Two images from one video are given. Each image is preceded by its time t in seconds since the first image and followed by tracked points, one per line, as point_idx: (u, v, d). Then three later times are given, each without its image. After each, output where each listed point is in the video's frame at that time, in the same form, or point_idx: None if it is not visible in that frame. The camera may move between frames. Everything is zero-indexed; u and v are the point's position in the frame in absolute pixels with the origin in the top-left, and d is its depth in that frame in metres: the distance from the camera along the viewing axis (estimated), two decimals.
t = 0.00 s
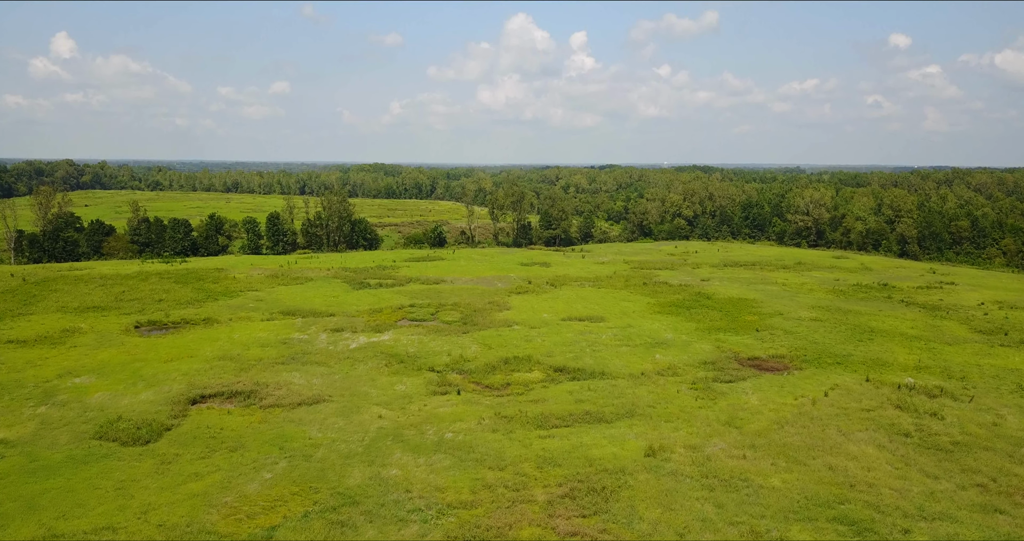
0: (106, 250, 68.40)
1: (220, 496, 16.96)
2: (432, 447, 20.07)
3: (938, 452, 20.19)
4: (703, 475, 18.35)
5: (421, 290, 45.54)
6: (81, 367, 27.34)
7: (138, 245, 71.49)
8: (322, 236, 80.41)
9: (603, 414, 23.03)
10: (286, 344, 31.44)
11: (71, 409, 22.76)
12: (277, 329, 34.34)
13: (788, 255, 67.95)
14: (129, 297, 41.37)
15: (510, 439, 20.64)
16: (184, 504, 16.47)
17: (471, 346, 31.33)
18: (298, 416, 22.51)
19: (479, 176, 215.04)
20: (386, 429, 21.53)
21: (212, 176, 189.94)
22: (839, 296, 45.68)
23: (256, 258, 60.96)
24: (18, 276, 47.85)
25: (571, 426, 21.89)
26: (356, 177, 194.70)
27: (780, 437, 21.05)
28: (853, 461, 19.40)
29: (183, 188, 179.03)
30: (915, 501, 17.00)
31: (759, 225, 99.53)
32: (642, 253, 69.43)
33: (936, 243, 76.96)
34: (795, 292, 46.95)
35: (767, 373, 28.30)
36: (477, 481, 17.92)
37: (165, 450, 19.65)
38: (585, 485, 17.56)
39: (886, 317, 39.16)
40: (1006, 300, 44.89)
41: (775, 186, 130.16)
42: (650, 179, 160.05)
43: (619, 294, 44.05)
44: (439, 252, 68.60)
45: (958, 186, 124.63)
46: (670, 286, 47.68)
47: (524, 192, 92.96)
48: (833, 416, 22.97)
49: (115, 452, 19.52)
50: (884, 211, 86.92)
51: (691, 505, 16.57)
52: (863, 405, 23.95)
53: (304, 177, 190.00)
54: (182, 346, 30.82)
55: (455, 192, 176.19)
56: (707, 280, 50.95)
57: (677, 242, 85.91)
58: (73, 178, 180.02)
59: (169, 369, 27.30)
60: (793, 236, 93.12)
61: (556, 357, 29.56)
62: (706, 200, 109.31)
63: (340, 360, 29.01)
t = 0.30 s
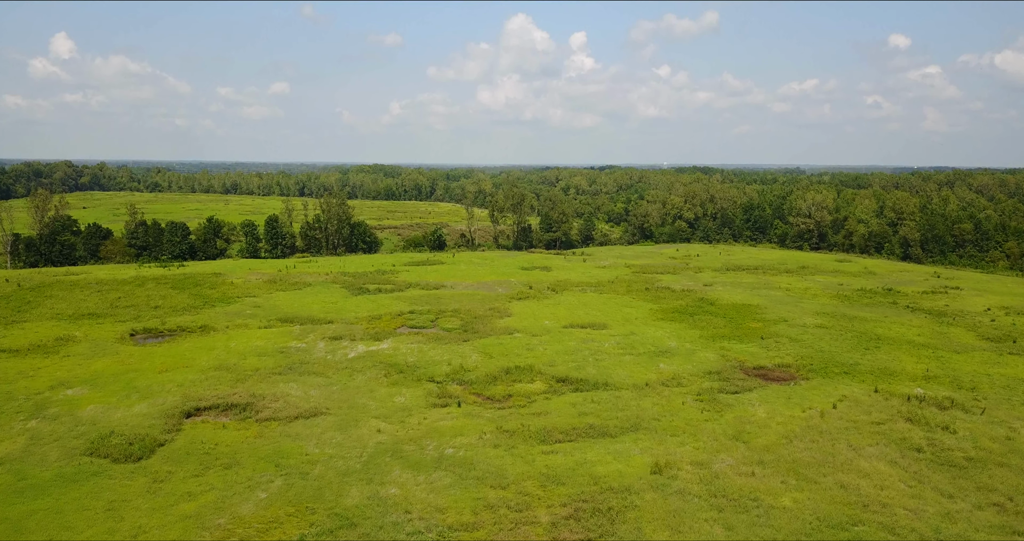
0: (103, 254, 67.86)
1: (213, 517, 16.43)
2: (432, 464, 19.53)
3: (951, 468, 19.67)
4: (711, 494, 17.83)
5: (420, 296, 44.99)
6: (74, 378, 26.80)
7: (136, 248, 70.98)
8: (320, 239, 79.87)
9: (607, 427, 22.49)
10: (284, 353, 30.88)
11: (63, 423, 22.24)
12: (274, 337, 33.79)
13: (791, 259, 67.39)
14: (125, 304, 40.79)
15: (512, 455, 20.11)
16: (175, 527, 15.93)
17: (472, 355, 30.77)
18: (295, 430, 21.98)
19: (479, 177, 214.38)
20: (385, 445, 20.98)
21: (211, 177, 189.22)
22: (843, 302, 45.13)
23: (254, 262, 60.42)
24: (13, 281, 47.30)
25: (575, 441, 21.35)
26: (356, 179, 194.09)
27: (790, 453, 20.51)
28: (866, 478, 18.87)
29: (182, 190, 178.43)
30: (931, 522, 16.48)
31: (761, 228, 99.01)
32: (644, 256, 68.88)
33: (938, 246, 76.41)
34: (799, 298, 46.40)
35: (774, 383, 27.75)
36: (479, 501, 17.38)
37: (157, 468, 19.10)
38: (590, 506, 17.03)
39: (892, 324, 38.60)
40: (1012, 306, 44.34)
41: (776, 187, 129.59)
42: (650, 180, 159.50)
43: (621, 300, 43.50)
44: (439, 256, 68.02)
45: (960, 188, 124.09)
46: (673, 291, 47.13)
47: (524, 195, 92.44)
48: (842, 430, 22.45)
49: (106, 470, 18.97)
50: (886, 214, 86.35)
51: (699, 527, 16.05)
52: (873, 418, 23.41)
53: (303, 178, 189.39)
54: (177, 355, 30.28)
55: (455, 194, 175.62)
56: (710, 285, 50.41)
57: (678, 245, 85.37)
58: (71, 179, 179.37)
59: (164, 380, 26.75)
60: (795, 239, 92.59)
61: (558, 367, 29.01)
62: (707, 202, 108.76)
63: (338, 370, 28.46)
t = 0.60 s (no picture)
0: (100, 257, 67.27)
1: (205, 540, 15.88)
2: (432, 481, 18.99)
3: (966, 485, 19.13)
4: (720, 514, 17.28)
5: (420, 301, 44.44)
6: (67, 389, 26.26)
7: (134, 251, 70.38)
8: (320, 242, 79.31)
9: (611, 441, 21.95)
10: (281, 362, 30.33)
11: (53, 438, 21.70)
12: (272, 345, 33.22)
13: (793, 262, 66.82)
14: (121, 310, 40.20)
15: (514, 472, 19.57)
16: None
17: (473, 364, 30.22)
18: (292, 444, 21.44)
19: (479, 178, 213.78)
20: (384, 460, 20.43)
21: (210, 178, 188.39)
22: (848, 308, 44.59)
23: (253, 266, 59.91)
24: (7, 287, 46.68)
25: (579, 456, 20.82)
26: (356, 180, 193.45)
27: (800, 469, 19.96)
28: (879, 496, 18.32)
29: (181, 191, 177.76)
30: None
31: (762, 230, 98.56)
32: (645, 260, 68.30)
33: (941, 249, 75.87)
34: (803, 303, 45.83)
35: (781, 394, 27.21)
36: (481, 521, 16.85)
37: (149, 486, 18.56)
38: (596, 527, 16.50)
39: (898, 331, 38.03)
40: (1019, 311, 43.74)
41: (777, 189, 129.02)
42: (651, 182, 158.92)
43: (623, 305, 42.94)
44: (439, 259, 67.45)
45: (961, 190, 123.56)
46: (675, 296, 46.60)
47: (524, 197, 91.87)
48: (852, 443, 21.91)
49: (96, 488, 18.44)
50: (889, 216, 85.76)
51: None
52: (883, 430, 22.87)
53: (303, 179, 188.68)
54: (172, 365, 29.73)
55: (455, 195, 174.96)
56: (713, 290, 49.82)
57: (679, 248, 84.81)
58: (69, 180, 178.62)
59: (158, 391, 26.20)
60: (797, 241, 92.09)
61: (560, 376, 28.46)
62: (708, 204, 108.18)
63: (337, 380, 27.88)
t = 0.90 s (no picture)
0: (97, 261, 66.56)
1: None
2: (432, 499, 18.38)
3: (983, 502, 18.54)
4: (730, 533, 16.68)
5: (420, 306, 43.81)
6: (58, 400, 25.62)
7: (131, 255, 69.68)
8: (318, 245, 78.70)
9: (617, 455, 21.33)
10: (278, 371, 29.73)
11: (42, 453, 21.09)
12: (269, 353, 32.61)
13: (797, 265, 66.19)
14: (115, 316, 39.55)
15: (517, 488, 18.96)
16: None
17: (474, 372, 29.60)
18: (287, 459, 20.83)
19: (479, 178, 213.10)
20: (382, 476, 19.82)
21: (209, 179, 187.45)
22: (853, 313, 43.95)
23: (250, 269, 59.33)
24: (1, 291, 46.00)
25: (583, 471, 20.22)
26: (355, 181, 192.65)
27: (811, 485, 19.38)
28: (894, 514, 17.73)
29: (180, 192, 176.95)
30: None
31: (764, 232, 98.01)
32: (647, 263, 67.71)
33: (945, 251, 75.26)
34: (808, 308, 45.23)
35: (788, 403, 26.62)
36: None
37: (139, 505, 17.95)
38: None
39: (906, 337, 37.43)
40: None
41: (778, 190, 128.45)
42: (651, 183, 158.37)
43: (626, 311, 42.34)
44: (439, 262, 66.79)
45: (964, 191, 123.04)
46: (678, 301, 45.98)
47: (525, 199, 91.26)
48: (864, 457, 21.32)
49: (84, 507, 17.82)
50: (891, 217, 85.16)
51: None
52: (895, 443, 22.27)
53: (302, 179, 187.95)
54: (166, 374, 29.12)
55: (455, 197, 174.30)
56: (716, 294, 49.22)
57: (681, 250, 84.14)
58: (68, 181, 177.82)
59: (151, 402, 25.59)
60: (799, 243, 91.52)
61: (563, 386, 27.85)
62: (710, 205, 107.58)
63: (334, 390, 27.27)
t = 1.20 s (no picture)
0: (94, 262, 65.97)
1: None
2: (432, 511, 17.83)
3: (1000, 513, 18.00)
4: None
5: (420, 309, 43.25)
6: (50, 407, 25.07)
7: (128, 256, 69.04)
8: (317, 246, 78.15)
9: (621, 464, 20.78)
10: (275, 376, 29.19)
11: (32, 462, 20.56)
12: (266, 357, 32.06)
13: (799, 266, 65.68)
14: (111, 319, 39.00)
15: (519, 499, 18.41)
16: None
17: (474, 377, 29.05)
18: (283, 469, 20.28)
19: (479, 178, 212.61)
20: (381, 486, 19.28)
21: (208, 178, 186.90)
22: (858, 315, 43.41)
23: (249, 271, 58.89)
24: None
25: (587, 481, 19.69)
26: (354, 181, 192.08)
27: (822, 495, 18.84)
28: (908, 527, 17.19)
29: (179, 192, 176.47)
30: None
31: (765, 232, 97.48)
32: (649, 264, 67.22)
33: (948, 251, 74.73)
34: (812, 310, 44.71)
35: (795, 409, 26.09)
36: None
37: (130, 517, 17.41)
38: None
39: (912, 340, 36.90)
40: None
41: (779, 190, 127.91)
42: (652, 183, 157.85)
43: (628, 313, 41.81)
44: (439, 263, 66.29)
45: (965, 191, 122.45)
46: (681, 303, 45.43)
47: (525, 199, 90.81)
48: (875, 466, 20.79)
49: (73, 519, 17.27)
50: (894, 218, 84.66)
51: None
52: (906, 452, 21.74)
53: (302, 179, 187.44)
54: (161, 379, 28.59)
55: (454, 197, 173.81)
56: (719, 296, 48.68)
57: (683, 251, 83.56)
58: (67, 181, 177.30)
59: (145, 408, 25.05)
60: (802, 244, 91.00)
61: (565, 392, 27.29)
62: (711, 206, 107.02)
63: (332, 396, 26.71)
